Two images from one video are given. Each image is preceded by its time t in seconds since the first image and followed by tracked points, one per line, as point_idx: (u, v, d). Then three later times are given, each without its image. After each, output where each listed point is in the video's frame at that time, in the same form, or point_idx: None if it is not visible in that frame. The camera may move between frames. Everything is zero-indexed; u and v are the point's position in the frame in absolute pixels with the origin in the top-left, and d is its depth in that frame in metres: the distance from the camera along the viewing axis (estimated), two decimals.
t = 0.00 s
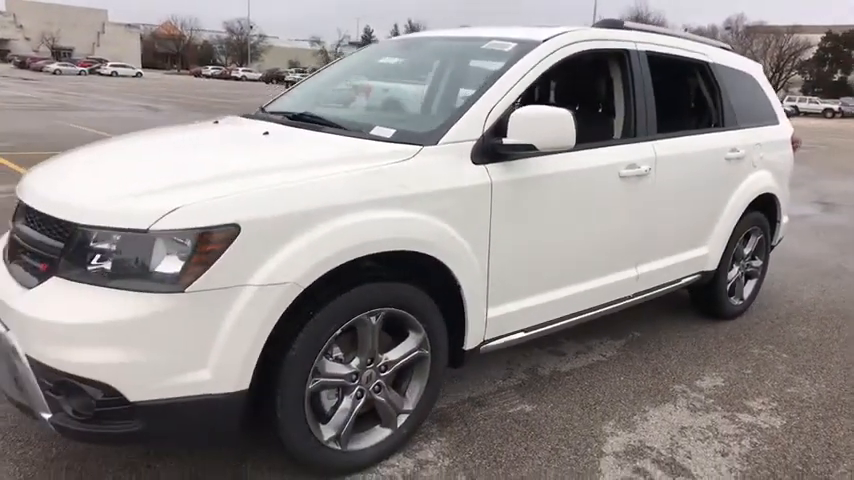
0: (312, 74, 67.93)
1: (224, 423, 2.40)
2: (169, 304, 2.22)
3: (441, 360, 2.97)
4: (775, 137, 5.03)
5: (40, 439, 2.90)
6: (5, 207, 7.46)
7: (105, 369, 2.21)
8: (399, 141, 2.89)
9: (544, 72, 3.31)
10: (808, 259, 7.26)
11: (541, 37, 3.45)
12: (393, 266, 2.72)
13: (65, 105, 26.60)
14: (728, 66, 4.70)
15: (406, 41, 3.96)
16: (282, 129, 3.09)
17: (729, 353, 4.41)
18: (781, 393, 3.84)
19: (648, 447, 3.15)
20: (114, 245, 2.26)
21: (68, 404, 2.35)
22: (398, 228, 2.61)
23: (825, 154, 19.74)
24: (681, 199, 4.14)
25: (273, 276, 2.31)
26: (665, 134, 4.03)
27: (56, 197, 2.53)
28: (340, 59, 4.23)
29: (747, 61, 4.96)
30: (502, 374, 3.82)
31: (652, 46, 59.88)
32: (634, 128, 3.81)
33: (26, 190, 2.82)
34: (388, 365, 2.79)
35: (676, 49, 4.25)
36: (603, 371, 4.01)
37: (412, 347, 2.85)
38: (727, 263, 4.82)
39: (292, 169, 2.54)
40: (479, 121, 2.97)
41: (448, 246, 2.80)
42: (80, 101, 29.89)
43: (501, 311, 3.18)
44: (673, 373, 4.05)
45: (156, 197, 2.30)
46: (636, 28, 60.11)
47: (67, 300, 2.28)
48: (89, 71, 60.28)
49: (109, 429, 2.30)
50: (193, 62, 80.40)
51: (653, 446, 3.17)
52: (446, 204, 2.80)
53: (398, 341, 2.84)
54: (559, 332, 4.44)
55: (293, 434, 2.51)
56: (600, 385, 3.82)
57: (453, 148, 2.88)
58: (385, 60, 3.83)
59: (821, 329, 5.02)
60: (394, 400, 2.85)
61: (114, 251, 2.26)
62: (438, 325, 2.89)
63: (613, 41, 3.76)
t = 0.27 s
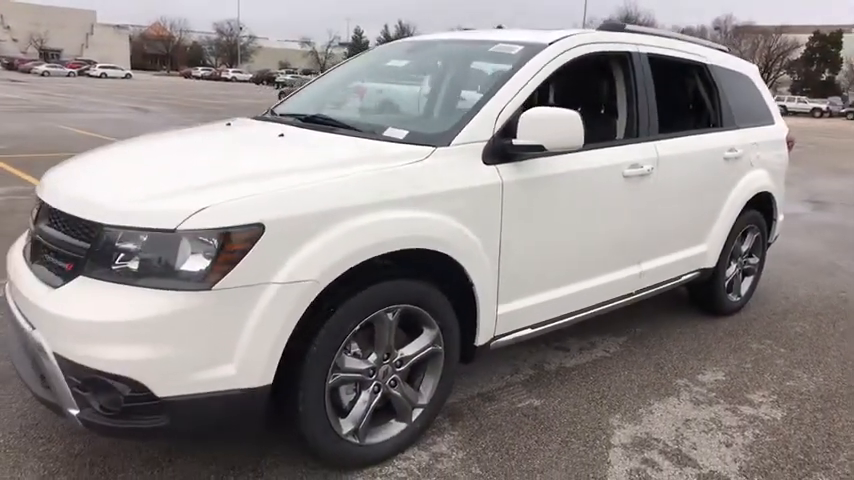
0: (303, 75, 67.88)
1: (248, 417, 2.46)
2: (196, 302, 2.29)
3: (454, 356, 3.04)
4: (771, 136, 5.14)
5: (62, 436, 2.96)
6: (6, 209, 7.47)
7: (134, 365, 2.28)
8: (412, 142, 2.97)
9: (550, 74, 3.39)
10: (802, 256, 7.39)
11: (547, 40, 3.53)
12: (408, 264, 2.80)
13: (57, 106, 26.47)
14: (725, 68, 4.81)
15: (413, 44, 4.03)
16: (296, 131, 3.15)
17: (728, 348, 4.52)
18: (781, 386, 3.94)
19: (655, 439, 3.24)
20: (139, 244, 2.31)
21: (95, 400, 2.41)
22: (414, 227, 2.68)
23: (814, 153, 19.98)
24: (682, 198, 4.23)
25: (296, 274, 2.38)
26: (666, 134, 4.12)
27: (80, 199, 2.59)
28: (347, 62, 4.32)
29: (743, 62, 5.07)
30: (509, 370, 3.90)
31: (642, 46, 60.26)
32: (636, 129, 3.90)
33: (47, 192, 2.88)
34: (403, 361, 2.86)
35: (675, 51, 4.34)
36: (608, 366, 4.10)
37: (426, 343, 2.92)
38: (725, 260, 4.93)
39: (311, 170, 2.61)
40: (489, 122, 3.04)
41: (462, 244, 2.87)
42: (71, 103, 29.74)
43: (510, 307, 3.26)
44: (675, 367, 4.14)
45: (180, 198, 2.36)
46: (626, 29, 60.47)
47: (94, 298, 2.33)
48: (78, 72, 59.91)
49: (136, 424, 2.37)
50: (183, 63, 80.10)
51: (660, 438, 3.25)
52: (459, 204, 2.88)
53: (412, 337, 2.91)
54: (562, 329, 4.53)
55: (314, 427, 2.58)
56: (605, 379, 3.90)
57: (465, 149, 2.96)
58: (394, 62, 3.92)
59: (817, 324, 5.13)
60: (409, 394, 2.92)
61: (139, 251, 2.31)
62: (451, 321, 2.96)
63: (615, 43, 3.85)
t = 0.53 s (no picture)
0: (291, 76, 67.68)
1: (276, 413, 2.50)
2: (225, 300, 2.32)
3: (470, 351, 3.10)
4: (767, 133, 5.24)
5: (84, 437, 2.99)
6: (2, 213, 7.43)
7: (165, 364, 2.31)
8: (427, 142, 3.02)
9: (558, 74, 3.46)
10: (795, 251, 7.53)
11: (554, 41, 3.59)
12: (427, 262, 2.85)
13: (42, 109, 26.20)
14: (723, 67, 4.90)
15: (420, 45, 4.09)
16: (312, 132, 3.20)
17: (730, 340, 4.61)
18: (784, 377, 4.04)
19: (666, 430, 3.32)
20: (166, 244, 2.35)
21: (124, 399, 2.43)
22: (433, 225, 2.73)
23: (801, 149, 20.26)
24: (684, 194, 4.32)
25: (322, 272, 2.43)
26: (668, 132, 4.21)
27: (104, 200, 2.61)
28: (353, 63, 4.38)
29: (739, 61, 5.17)
30: (519, 365, 3.97)
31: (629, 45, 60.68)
32: (641, 127, 3.97)
33: (66, 194, 2.88)
34: (422, 356, 2.92)
35: (676, 51, 4.42)
36: (614, 360, 4.18)
37: (444, 339, 2.97)
38: (725, 255, 5.02)
39: (333, 170, 2.66)
40: (501, 122, 3.10)
41: (478, 242, 2.93)
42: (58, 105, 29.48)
43: (523, 303, 3.32)
44: (680, 360, 4.23)
45: (208, 198, 2.40)
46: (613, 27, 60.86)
47: (124, 299, 2.37)
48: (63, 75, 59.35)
49: (166, 422, 2.38)
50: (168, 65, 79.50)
51: (671, 429, 3.34)
52: (475, 202, 2.93)
53: (431, 333, 2.97)
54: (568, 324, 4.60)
55: (339, 423, 2.63)
56: (614, 373, 3.98)
57: (480, 148, 3.02)
58: (400, 62, 3.98)
59: (814, 316, 5.25)
60: (428, 390, 2.97)
61: (166, 251, 2.35)
62: (468, 317, 3.02)
63: (619, 43, 3.92)
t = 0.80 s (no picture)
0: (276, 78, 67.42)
1: (302, 414, 2.53)
2: (253, 302, 2.35)
3: (486, 349, 3.14)
4: (763, 132, 5.35)
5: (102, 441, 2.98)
6: None
7: (193, 366, 2.32)
8: (442, 143, 3.06)
9: (567, 75, 3.52)
10: (788, 247, 7.67)
11: (561, 42, 3.65)
12: (445, 261, 2.89)
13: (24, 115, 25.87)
14: (720, 67, 5.00)
15: (425, 48, 4.13)
16: (327, 135, 3.23)
17: (731, 335, 4.70)
18: (786, 369, 4.13)
19: (676, 422, 3.39)
20: (192, 247, 2.37)
21: (149, 402, 2.42)
22: (452, 225, 2.78)
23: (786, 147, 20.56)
24: (686, 192, 4.40)
25: (347, 273, 2.46)
26: (671, 131, 4.28)
27: (121, 203, 2.59)
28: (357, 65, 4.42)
29: (735, 61, 5.27)
30: (528, 363, 4.02)
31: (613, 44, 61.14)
32: (644, 126, 4.04)
33: (80, 197, 2.85)
34: (441, 355, 2.96)
35: (676, 51, 4.51)
36: (621, 356, 4.24)
37: (462, 337, 3.02)
38: (724, 251, 5.11)
39: (353, 172, 2.70)
40: (514, 123, 3.16)
41: (494, 241, 2.98)
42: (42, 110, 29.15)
43: (536, 301, 3.37)
44: (685, 355, 4.30)
45: (233, 201, 2.42)
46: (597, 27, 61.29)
47: (150, 302, 2.37)
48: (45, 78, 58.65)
49: (192, 425, 2.39)
50: (150, 67, 78.76)
51: (681, 421, 3.40)
52: (491, 201, 2.98)
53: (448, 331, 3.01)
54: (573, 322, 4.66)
55: (363, 422, 2.66)
56: (621, 369, 4.05)
57: (494, 149, 3.07)
58: (407, 64, 4.02)
59: (811, 310, 5.35)
60: (446, 387, 3.01)
61: (192, 254, 2.36)
62: (484, 315, 3.07)
63: (622, 44, 3.99)
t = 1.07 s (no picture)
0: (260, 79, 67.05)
1: (323, 410, 2.55)
2: (277, 300, 2.37)
3: (498, 345, 3.19)
4: (757, 130, 5.45)
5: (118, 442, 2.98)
6: None
7: (218, 365, 2.34)
8: (454, 142, 3.10)
9: (572, 75, 3.57)
10: (778, 243, 7.81)
11: (565, 42, 3.71)
12: (459, 258, 2.93)
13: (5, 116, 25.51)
14: (716, 66, 5.09)
15: (430, 47, 4.17)
16: (339, 135, 3.25)
17: (730, 329, 4.78)
18: (785, 361, 4.22)
19: (683, 415, 3.46)
20: (213, 247, 2.38)
21: (171, 402, 2.43)
22: (467, 223, 2.82)
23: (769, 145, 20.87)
24: (685, 189, 4.48)
25: (368, 271, 2.49)
26: (670, 129, 4.36)
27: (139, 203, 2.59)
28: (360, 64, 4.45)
29: (729, 60, 5.37)
30: (535, 359, 4.07)
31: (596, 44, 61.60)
32: (645, 125, 4.12)
33: (94, 198, 2.84)
34: (455, 351, 2.99)
35: (674, 51, 4.58)
36: (624, 351, 4.31)
37: (475, 334, 3.05)
38: (720, 247, 5.21)
39: (370, 171, 2.72)
40: (523, 122, 3.20)
41: (507, 239, 3.02)
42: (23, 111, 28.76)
43: (545, 297, 3.42)
44: (686, 349, 4.38)
45: (255, 201, 2.44)
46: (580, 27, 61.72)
47: (173, 302, 2.38)
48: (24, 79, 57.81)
49: (216, 424, 2.40)
50: (131, 68, 77.93)
51: (687, 414, 3.47)
52: (503, 199, 3.02)
53: (462, 328, 3.05)
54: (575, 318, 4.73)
55: (382, 418, 2.69)
56: (625, 363, 4.11)
57: (505, 148, 3.11)
58: (412, 63, 4.06)
59: (804, 304, 5.47)
60: (460, 383, 3.05)
61: (215, 253, 2.38)
62: (497, 312, 3.11)
63: (624, 44, 4.06)
